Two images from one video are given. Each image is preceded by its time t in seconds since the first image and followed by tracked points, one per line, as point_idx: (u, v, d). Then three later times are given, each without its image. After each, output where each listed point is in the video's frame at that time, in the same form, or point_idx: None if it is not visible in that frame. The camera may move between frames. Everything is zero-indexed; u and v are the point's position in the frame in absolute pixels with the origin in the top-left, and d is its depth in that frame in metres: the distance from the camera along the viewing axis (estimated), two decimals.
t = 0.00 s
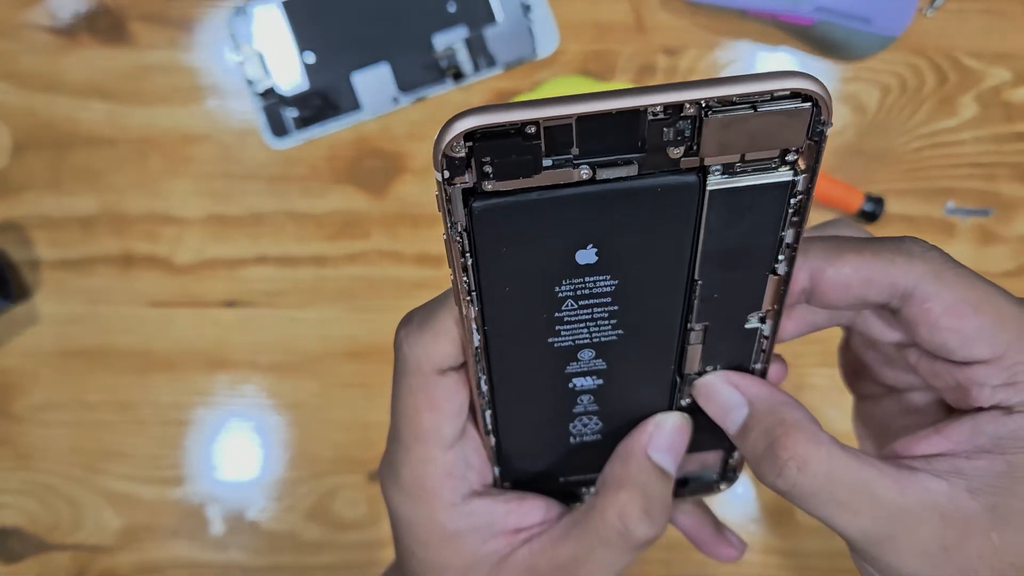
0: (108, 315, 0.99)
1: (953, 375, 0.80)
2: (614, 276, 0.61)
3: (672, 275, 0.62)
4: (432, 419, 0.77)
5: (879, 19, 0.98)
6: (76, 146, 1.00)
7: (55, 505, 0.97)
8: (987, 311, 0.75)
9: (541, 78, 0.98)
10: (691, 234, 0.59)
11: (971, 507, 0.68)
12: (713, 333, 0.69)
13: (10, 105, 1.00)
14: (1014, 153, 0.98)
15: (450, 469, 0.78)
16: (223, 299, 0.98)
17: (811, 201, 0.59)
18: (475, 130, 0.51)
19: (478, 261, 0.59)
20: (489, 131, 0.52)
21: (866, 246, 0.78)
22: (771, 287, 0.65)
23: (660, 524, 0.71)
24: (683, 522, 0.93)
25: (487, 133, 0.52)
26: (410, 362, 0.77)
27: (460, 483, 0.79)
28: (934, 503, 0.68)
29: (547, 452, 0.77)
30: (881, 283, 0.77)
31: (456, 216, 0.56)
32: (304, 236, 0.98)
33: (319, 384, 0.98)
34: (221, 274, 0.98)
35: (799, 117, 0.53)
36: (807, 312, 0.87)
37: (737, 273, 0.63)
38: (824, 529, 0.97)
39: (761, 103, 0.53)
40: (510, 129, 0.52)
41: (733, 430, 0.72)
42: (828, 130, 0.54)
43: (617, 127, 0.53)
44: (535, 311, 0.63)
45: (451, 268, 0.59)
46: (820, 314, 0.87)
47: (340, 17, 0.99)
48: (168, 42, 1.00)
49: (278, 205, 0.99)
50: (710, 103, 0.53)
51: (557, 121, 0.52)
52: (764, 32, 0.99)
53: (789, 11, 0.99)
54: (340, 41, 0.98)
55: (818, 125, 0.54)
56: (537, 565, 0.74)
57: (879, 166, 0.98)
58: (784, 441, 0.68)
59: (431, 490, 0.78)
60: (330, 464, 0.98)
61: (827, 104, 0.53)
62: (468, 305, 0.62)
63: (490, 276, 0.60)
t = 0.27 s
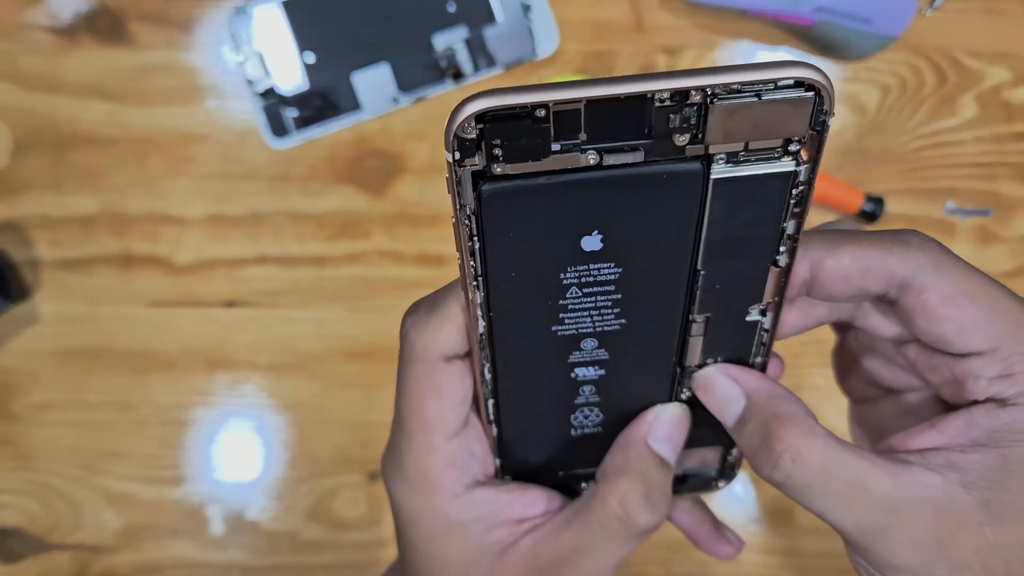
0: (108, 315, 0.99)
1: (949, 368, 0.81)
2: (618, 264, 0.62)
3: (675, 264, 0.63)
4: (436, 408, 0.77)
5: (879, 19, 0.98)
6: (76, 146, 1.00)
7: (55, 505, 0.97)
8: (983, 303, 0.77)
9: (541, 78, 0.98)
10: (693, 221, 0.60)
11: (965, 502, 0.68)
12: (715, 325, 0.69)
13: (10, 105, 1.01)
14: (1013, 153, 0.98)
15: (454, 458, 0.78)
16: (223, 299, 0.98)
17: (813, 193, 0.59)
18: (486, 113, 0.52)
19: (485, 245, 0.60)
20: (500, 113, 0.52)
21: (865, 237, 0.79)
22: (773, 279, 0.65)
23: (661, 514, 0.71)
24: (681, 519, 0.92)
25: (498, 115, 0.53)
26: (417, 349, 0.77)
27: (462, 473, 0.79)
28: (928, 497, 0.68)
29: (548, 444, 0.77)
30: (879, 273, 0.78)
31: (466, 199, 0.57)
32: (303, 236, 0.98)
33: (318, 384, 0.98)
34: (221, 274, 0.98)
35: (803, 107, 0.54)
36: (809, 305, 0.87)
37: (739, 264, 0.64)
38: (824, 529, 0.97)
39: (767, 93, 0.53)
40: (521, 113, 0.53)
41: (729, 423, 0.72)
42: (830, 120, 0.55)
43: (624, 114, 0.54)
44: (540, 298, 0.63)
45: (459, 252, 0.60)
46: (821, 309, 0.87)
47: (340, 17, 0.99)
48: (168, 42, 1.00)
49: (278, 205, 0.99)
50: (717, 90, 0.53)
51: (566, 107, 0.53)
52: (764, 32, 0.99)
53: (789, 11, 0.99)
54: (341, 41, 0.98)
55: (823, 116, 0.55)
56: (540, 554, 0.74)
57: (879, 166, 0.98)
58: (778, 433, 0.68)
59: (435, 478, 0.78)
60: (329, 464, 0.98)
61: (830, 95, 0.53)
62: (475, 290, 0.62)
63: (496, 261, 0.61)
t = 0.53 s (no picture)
0: (109, 315, 0.99)
1: (941, 357, 0.81)
2: (615, 246, 0.62)
3: (670, 247, 0.63)
4: (436, 394, 0.77)
5: (879, 21, 0.98)
6: (77, 147, 1.00)
7: (56, 505, 0.98)
8: (977, 292, 0.76)
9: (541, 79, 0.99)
10: (688, 203, 0.61)
11: (965, 489, 0.69)
12: (710, 311, 0.69)
13: (11, 106, 1.01)
14: (1012, 153, 0.98)
15: (454, 444, 0.79)
16: (224, 300, 0.99)
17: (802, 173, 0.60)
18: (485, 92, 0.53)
19: (485, 227, 0.60)
20: (498, 92, 0.54)
21: (854, 227, 0.79)
22: (766, 263, 0.65)
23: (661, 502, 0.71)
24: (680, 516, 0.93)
25: (495, 94, 0.54)
26: (417, 334, 0.77)
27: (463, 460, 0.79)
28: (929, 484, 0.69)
29: (548, 436, 0.77)
30: (869, 262, 0.78)
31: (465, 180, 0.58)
32: (304, 236, 0.99)
33: (319, 384, 0.99)
34: (222, 275, 0.99)
35: (789, 86, 0.56)
36: (805, 298, 0.87)
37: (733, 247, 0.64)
38: (823, 527, 0.97)
39: (753, 73, 0.55)
40: (516, 92, 0.54)
41: (731, 410, 0.72)
42: (816, 100, 0.57)
43: (617, 94, 0.55)
44: (538, 282, 0.64)
45: (460, 235, 0.60)
46: (817, 301, 0.87)
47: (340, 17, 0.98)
48: (168, 42, 1.00)
49: (279, 205, 0.99)
50: (704, 71, 0.55)
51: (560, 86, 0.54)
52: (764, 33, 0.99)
53: (789, 12, 0.99)
54: (342, 41, 0.98)
55: (807, 95, 0.56)
56: (540, 543, 0.73)
57: (879, 167, 0.98)
58: (783, 417, 0.68)
59: (435, 464, 0.78)
60: (330, 463, 0.98)
61: (814, 75, 0.55)
62: (475, 273, 0.63)
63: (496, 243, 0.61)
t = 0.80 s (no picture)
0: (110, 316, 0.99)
1: (948, 370, 0.80)
2: (611, 260, 0.62)
3: (668, 260, 0.63)
4: (433, 403, 0.77)
5: (878, 22, 0.99)
6: (78, 147, 1.01)
7: (57, 504, 0.98)
8: (982, 305, 0.76)
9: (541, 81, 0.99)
10: (686, 217, 0.60)
11: (976, 503, 0.69)
12: (710, 324, 0.69)
13: (12, 106, 1.01)
14: (1011, 154, 0.99)
15: (452, 452, 0.79)
16: (224, 300, 0.99)
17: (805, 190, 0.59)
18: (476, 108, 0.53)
19: (480, 240, 0.60)
20: (490, 108, 0.53)
21: (857, 240, 0.78)
22: (768, 276, 0.65)
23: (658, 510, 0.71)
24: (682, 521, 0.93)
25: (488, 110, 0.54)
26: (414, 344, 0.77)
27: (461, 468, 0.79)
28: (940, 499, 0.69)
29: (548, 442, 0.77)
30: (869, 276, 0.77)
31: (456, 194, 0.57)
32: (304, 236, 0.99)
33: (319, 384, 0.99)
34: (222, 275, 0.99)
35: (791, 102, 0.54)
36: (806, 306, 0.87)
37: (732, 260, 0.64)
38: (822, 527, 0.98)
39: (754, 88, 0.54)
40: (510, 107, 0.54)
41: (737, 423, 0.72)
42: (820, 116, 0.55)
43: (614, 108, 0.55)
44: (534, 293, 0.64)
45: (454, 248, 0.60)
46: (816, 309, 0.87)
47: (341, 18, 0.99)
48: (169, 43, 1.01)
49: (279, 206, 0.99)
50: (704, 85, 0.54)
51: (556, 101, 0.54)
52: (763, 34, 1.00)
53: (787, 12, 0.99)
54: (344, 41, 0.98)
55: (812, 112, 0.55)
56: (539, 550, 0.74)
57: (878, 168, 0.98)
58: (792, 431, 0.69)
59: (434, 472, 0.79)
60: (330, 463, 0.99)
61: (817, 90, 0.54)
62: (470, 285, 0.63)
63: (492, 256, 0.61)
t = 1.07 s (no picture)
0: (110, 316, 1.00)
1: (955, 390, 0.80)
2: (610, 280, 0.62)
3: (668, 281, 0.63)
4: (432, 417, 0.78)
5: (877, 22, 0.99)
6: (78, 147, 1.01)
7: (58, 504, 0.98)
8: (987, 326, 0.75)
9: (541, 81, 0.99)
10: (687, 238, 0.60)
11: (979, 523, 0.69)
12: (713, 342, 0.69)
13: (12, 106, 1.01)
14: (1010, 155, 0.99)
15: (452, 465, 0.79)
16: (225, 300, 0.99)
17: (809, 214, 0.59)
18: (468, 134, 0.53)
19: (477, 261, 0.61)
20: (483, 134, 0.53)
21: (862, 258, 0.78)
22: (771, 297, 0.65)
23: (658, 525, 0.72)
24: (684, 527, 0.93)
25: (483, 135, 0.53)
26: (412, 358, 0.77)
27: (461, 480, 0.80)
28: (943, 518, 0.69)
29: (549, 454, 0.77)
30: (873, 296, 0.77)
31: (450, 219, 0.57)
32: (304, 236, 0.99)
33: (319, 383, 0.99)
34: (222, 275, 0.99)
35: (796, 128, 0.54)
36: (809, 320, 0.87)
37: (735, 281, 0.63)
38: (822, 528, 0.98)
39: (757, 114, 0.53)
40: (504, 133, 0.54)
41: (739, 440, 0.72)
42: (824, 140, 0.55)
43: (613, 133, 0.55)
44: (533, 312, 0.64)
45: (449, 269, 0.60)
46: (818, 322, 0.87)
47: (342, 19, 0.99)
48: (169, 43, 1.01)
49: (280, 206, 0.99)
50: (704, 112, 0.53)
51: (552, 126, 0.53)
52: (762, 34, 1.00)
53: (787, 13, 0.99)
54: (345, 43, 0.99)
55: (817, 136, 0.54)
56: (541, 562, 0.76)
57: (877, 168, 0.99)
58: (795, 450, 0.69)
59: (434, 486, 0.79)
60: (331, 462, 0.99)
61: (822, 115, 0.53)
62: (468, 304, 0.63)
63: (491, 276, 0.61)
